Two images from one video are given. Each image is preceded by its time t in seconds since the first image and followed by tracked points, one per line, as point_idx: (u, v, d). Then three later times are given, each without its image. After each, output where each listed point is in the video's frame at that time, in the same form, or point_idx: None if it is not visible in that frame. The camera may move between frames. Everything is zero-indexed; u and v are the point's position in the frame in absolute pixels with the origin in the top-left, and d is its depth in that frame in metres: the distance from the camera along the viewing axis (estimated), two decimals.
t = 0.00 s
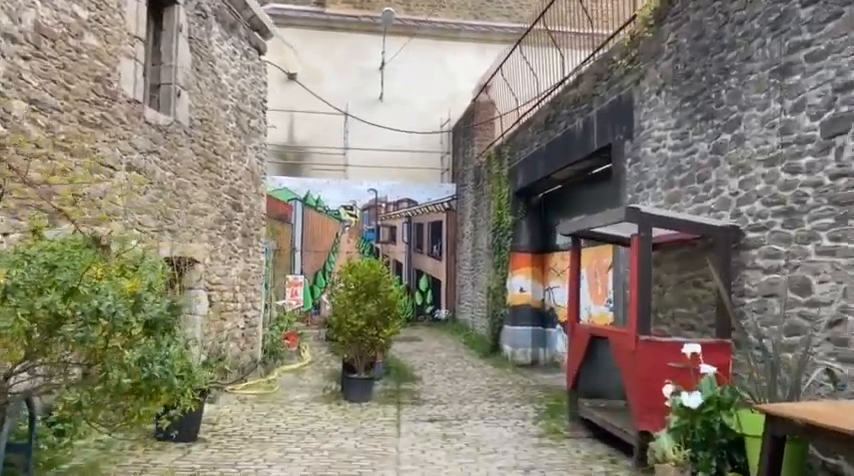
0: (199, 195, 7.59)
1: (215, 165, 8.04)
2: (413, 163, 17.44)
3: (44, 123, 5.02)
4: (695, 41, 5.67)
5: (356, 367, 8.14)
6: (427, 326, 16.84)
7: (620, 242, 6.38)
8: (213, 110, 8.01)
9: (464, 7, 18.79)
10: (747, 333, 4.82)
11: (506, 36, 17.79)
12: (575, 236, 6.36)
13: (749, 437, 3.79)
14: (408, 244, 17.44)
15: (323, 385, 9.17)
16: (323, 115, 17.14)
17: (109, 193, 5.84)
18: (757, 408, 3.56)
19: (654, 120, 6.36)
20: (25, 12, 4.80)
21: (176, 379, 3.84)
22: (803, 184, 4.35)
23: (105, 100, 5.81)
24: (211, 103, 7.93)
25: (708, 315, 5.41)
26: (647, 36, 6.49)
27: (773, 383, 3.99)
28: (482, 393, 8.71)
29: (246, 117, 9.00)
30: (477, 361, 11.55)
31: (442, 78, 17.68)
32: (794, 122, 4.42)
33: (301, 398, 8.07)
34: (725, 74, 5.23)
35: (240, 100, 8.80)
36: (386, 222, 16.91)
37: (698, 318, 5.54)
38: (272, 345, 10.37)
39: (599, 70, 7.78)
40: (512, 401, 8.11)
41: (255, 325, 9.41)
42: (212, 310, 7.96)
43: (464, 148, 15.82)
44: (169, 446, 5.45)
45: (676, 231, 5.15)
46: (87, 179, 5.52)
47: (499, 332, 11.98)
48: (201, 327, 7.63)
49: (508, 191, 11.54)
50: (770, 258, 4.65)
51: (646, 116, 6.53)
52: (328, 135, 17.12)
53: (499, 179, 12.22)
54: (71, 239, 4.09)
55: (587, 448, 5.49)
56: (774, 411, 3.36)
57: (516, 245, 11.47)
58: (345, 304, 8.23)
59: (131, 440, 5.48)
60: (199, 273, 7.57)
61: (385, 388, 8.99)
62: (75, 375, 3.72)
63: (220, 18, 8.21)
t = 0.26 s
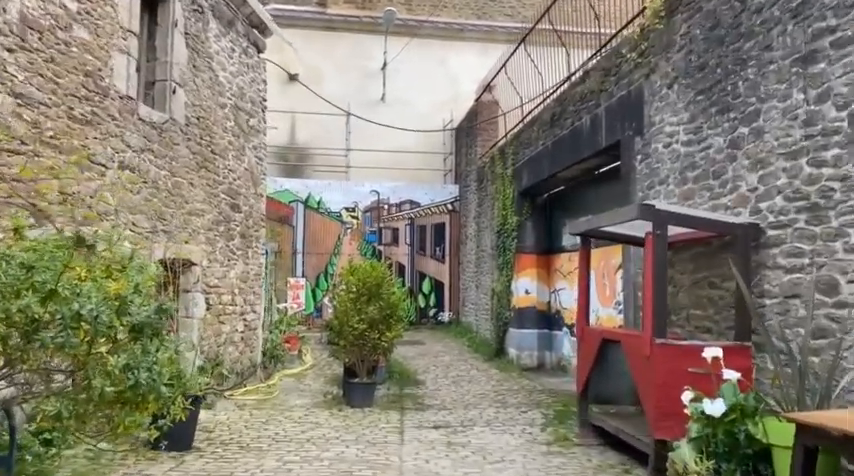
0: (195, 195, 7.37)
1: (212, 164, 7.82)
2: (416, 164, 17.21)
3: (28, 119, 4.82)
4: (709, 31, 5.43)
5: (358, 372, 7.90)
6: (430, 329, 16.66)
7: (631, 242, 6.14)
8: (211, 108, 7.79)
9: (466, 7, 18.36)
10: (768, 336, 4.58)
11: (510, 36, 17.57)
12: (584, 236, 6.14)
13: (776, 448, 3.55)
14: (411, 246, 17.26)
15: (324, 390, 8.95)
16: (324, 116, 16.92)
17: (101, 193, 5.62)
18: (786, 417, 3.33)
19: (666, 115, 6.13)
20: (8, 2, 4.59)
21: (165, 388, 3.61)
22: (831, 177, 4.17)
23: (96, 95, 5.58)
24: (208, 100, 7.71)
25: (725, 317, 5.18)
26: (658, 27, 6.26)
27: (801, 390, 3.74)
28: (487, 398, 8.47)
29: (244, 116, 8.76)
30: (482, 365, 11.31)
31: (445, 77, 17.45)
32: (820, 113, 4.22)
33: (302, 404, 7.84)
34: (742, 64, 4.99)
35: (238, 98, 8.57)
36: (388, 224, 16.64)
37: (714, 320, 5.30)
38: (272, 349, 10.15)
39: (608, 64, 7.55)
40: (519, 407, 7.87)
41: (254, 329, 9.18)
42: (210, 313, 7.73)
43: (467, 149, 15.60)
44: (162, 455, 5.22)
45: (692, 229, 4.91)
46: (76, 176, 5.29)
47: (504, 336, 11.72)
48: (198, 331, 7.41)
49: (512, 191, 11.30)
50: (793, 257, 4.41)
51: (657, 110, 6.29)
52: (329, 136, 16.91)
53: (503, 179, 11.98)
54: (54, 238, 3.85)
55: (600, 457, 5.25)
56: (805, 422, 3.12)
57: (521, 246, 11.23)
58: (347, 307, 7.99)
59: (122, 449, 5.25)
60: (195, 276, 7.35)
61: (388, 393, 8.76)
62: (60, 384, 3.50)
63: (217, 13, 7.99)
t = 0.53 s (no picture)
0: (192, 199, 7.17)
1: (210, 167, 7.63)
2: (418, 168, 17.01)
3: (15, 118, 4.64)
4: (723, 24, 5.24)
5: (360, 380, 7.69)
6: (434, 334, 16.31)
7: (642, 244, 5.92)
8: (208, 109, 7.60)
9: (468, 9, 18.13)
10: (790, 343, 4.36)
11: (513, 37, 17.38)
12: (593, 238, 5.91)
13: (804, 464, 3.34)
14: (414, 250, 16.97)
15: (326, 398, 8.73)
16: (325, 119, 16.73)
17: (92, 196, 5.42)
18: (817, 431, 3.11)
19: (677, 112, 5.93)
20: None
21: (154, 402, 3.39)
22: None
23: (87, 94, 5.39)
24: (205, 101, 7.52)
25: (742, 322, 4.96)
26: (669, 23, 6.06)
27: (831, 401, 3.52)
28: (493, 406, 8.26)
29: (243, 118, 8.56)
30: (486, 371, 11.09)
31: (447, 80, 17.26)
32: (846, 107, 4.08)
33: (303, 413, 7.63)
34: (759, 58, 4.79)
35: (237, 99, 8.37)
36: (391, 228, 16.39)
37: (731, 326, 5.08)
38: (272, 356, 9.93)
39: (616, 62, 7.35)
40: (526, 415, 7.64)
41: (254, 336, 8.97)
42: (208, 320, 7.53)
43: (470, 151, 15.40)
44: (155, 469, 5.01)
45: (709, 230, 4.68)
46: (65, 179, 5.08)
47: (509, 341, 11.48)
48: (195, 338, 7.21)
49: (517, 194, 11.09)
50: (816, 259, 4.20)
51: (668, 108, 6.09)
52: (331, 139, 16.72)
53: (507, 181, 11.76)
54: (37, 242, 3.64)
55: (612, 469, 5.03)
56: (840, 437, 2.90)
57: (526, 249, 10.99)
58: (348, 313, 7.78)
59: (114, 462, 5.04)
60: (192, 281, 7.16)
61: (390, 401, 8.54)
62: (48, 398, 3.31)
63: (215, 13, 7.80)
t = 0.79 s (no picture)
0: (186, 202, 6.93)
1: (206, 170, 7.39)
2: (420, 171, 16.77)
3: None
4: (740, 16, 4.99)
5: (360, 389, 7.45)
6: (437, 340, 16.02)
7: (656, 246, 5.67)
8: (203, 110, 7.36)
9: (470, 9, 17.94)
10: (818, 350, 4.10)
11: (515, 38, 17.16)
12: (604, 241, 5.65)
13: None
14: (416, 255, 16.54)
15: (326, 408, 8.47)
16: (325, 122, 16.51)
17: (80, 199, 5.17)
18: None
19: (691, 109, 5.69)
20: None
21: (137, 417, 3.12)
22: None
23: (74, 92, 5.14)
24: (200, 101, 7.28)
25: (764, 329, 4.70)
26: (682, 16, 5.82)
27: None
28: (498, 416, 8.00)
29: (239, 119, 8.32)
30: (491, 379, 10.83)
31: (449, 81, 17.03)
32: None
33: (302, 424, 7.37)
34: (779, 49, 4.55)
35: (233, 100, 8.14)
36: (393, 232, 16.13)
37: (751, 332, 4.82)
38: (271, 364, 9.68)
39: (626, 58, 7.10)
40: (533, 425, 7.38)
41: (252, 344, 8.72)
42: (203, 328, 7.29)
43: (473, 154, 15.18)
44: None
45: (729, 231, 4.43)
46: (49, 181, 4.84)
47: (514, 347, 11.25)
48: (190, 346, 6.97)
49: (521, 196, 10.84)
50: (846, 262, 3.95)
51: (682, 105, 5.85)
52: (331, 142, 16.48)
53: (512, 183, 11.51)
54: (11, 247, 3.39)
55: None
56: None
57: (531, 253, 10.74)
58: (349, 320, 7.51)
59: None
60: (187, 288, 6.92)
61: (393, 411, 8.30)
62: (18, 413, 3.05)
63: (210, 10, 7.57)
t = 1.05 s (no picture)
0: (181, 203, 6.69)
1: (203, 170, 7.16)
2: (423, 173, 16.53)
3: None
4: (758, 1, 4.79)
5: (363, 396, 7.21)
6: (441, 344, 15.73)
7: (670, 245, 5.41)
8: (199, 108, 7.13)
9: (472, 9, 17.66)
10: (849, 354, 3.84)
11: (518, 38, 16.93)
12: (617, 240, 5.40)
13: None
14: (420, 258, 16.22)
15: (329, 415, 8.22)
16: (327, 124, 16.29)
17: (67, 199, 4.93)
18: None
19: (706, 101, 5.45)
20: None
21: (116, 431, 2.84)
22: None
23: (61, 87, 4.91)
24: (196, 99, 7.05)
25: (788, 331, 4.44)
26: (696, 4, 5.58)
27: None
28: (505, 422, 7.75)
29: (237, 118, 8.08)
30: (497, 384, 10.57)
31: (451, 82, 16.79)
32: None
33: (303, 432, 7.12)
34: (802, 35, 4.34)
35: (230, 99, 7.91)
36: (395, 235, 15.89)
37: (774, 334, 4.56)
38: (271, 370, 9.43)
39: (636, 51, 6.86)
40: (542, 432, 7.12)
41: (251, 349, 8.47)
42: (200, 333, 7.06)
43: (476, 155, 14.95)
44: None
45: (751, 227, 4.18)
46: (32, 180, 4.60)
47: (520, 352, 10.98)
48: (186, 352, 6.73)
49: (527, 197, 10.59)
50: None
51: (695, 97, 5.62)
52: (332, 144, 16.26)
53: (517, 183, 11.25)
54: None
55: None
56: None
57: (538, 255, 10.49)
58: (350, 325, 7.24)
59: None
60: (182, 292, 6.69)
61: (396, 417, 8.05)
62: None
63: (206, 5, 7.35)
